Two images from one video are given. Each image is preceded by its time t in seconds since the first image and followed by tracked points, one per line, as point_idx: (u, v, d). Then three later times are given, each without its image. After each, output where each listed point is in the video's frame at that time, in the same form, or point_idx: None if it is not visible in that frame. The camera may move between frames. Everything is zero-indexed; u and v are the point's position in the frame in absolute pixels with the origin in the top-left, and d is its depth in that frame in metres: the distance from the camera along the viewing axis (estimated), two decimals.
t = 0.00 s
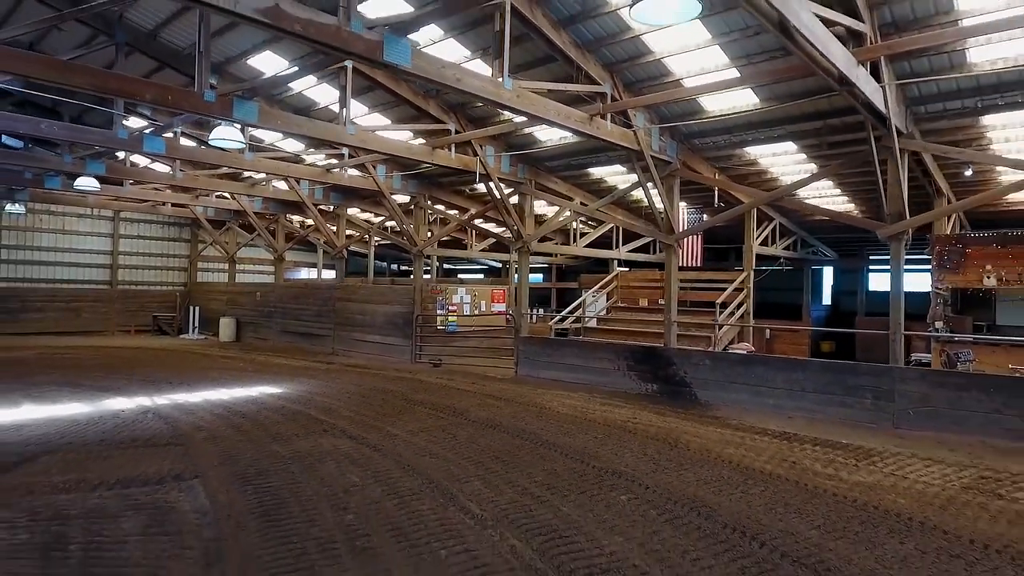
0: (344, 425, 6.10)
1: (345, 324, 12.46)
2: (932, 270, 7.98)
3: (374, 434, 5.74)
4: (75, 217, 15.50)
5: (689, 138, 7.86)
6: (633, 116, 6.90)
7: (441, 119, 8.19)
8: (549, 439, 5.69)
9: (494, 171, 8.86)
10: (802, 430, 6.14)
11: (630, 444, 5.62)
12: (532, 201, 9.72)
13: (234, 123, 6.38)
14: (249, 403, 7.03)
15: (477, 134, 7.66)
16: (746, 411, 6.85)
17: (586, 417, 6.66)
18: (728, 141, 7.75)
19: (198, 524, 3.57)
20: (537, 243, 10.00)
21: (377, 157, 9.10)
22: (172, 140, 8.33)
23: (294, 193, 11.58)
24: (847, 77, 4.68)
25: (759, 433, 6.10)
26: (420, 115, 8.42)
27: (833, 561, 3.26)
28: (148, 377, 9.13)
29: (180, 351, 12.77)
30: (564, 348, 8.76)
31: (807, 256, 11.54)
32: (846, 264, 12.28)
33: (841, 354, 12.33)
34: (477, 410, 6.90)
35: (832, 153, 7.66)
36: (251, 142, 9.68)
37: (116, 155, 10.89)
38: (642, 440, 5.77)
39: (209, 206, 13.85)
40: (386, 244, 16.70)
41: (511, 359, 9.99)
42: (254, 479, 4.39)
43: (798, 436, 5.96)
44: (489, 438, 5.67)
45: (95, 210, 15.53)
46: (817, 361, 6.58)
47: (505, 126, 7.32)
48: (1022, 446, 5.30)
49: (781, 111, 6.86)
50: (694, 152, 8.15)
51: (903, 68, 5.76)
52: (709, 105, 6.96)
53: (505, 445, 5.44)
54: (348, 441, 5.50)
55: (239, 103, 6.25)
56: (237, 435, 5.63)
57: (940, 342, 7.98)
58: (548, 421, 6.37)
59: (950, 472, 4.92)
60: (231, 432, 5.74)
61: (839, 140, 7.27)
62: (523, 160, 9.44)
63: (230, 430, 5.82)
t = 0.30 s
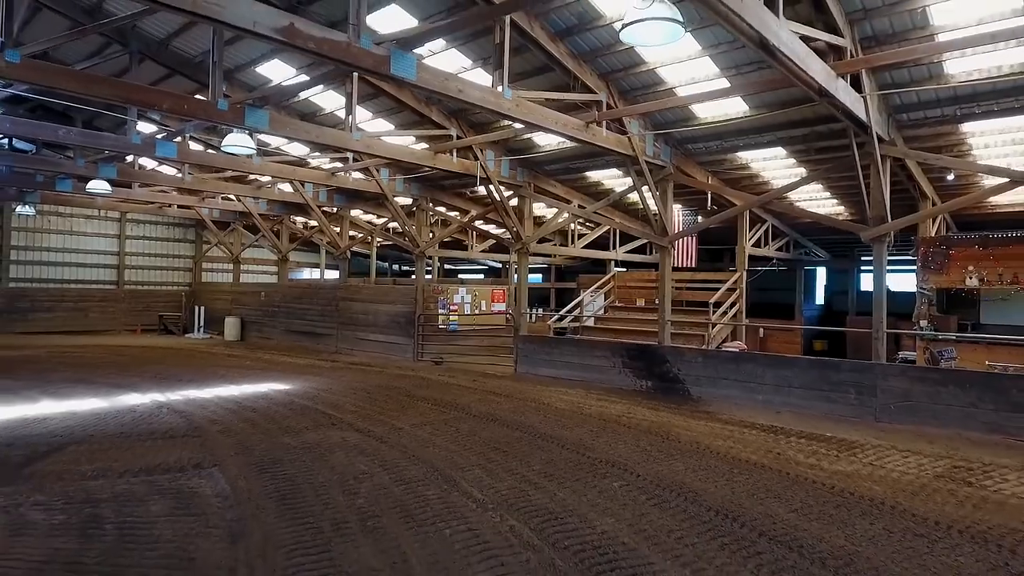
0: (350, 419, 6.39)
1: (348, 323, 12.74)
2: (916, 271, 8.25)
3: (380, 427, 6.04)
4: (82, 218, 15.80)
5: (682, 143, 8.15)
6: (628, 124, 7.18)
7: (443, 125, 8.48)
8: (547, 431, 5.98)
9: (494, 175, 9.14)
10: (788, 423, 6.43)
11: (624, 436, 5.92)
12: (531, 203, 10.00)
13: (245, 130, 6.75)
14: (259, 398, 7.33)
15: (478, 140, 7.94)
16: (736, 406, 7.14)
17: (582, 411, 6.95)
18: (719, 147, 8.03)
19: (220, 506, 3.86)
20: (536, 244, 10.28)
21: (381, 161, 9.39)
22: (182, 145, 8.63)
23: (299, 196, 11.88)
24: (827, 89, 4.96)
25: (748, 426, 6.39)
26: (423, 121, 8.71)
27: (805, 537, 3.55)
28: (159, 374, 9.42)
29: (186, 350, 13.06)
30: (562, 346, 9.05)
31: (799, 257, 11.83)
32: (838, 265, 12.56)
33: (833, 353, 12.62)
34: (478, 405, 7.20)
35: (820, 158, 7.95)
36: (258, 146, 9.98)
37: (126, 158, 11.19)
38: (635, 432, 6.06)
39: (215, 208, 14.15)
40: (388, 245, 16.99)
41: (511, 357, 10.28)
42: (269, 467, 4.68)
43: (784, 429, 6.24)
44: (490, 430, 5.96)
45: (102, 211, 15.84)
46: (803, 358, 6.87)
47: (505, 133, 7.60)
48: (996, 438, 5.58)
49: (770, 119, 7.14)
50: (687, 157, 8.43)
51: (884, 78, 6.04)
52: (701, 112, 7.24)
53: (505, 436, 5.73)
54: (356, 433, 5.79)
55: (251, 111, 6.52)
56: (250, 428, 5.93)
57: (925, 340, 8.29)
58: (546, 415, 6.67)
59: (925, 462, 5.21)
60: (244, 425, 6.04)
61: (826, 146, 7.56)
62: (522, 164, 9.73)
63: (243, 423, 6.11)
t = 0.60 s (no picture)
0: (357, 413, 6.67)
1: (352, 322, 13.03)
2: (902, 271, 8.52)
3: (387, 421, 6.32)
4: (89, 219, 16.10)
5: (676, 148, 8.43)
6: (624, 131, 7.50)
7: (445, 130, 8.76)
8: (545, 425, 6.26)
9: (494, 178, 9.43)
10: (776, 417, 6.71)
11: (618, 429, 6.20)
12: (530, 206, 10.28)
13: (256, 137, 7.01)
14: (268, 394, 7.61)
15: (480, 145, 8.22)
16: (726, 400, 7.43)
17: (579, 406, 7.24)
18: (711, 152, 8.31)
19: (239, 490, 4.14)
20: (535, 245, 10.55)
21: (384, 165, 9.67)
22: (193, 149, 8.91)
23: (303, 198, 12.15)
24: (809, 100, 5.25)
25: (737, 420, 6.66)
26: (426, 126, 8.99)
27: (783, 518, 3.83)
28: (168, 372, 9.69)
29: (193, 348, 13.33)
30: (560, 344, 9.34)
31: (792, 258, 12.09)
32: (831, 265, 12.82)
33: (825, 351, 12.90)
34: (478, 400, 7.47)
35: (808, 162, 8.23)
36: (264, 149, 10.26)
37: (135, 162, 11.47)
38: (630, 426, 6.34)
39: (220, 210, 14.45)
40: (390, 245, 17.27)
41: (511, 355, 10.57)
42: (283, 456, 4.97)
43: (771, 423, 6.52)
44: (490, 424, 6.24)
45: (109, 213, 16.13)
46: (791, 355, 7.15)
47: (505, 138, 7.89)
48: (971, 431, 5.87)
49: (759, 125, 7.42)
50: (681, 160, 8.71)
51: (867, 87, 6.31)
52: (694, 119, 7.53)
53: (505, 429, 6.02)
54: (363, 426, 6.08)
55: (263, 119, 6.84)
56: (262, 421, 6.21)
57: (911, 338, 8.57)
58: (544, 410, 6.96)
59: (903, 453, 5.49)
60: (256, 418, 6.33)
61: (814, 151, 7.83)
62: (522, 167, 10.01)
63: (255, 417, 6.41)
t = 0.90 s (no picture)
0: (362, 408, 6.95)
1: (354, 321, 13.31)
2: (889, 272, 8.79)
3: (391, 415, 6.60)
4: (96, 220, 16.40)
5: (670, 152, 8.71)
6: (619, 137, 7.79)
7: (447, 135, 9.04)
8: (543, 419, 6.54)
9: (494, 181, 9.72)
10: (765, 412, 6.99)
11: (613, 423, 6.49)
12: (529, 208, 10.56)
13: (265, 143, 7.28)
14: (276, 390, 7.89)
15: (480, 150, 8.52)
16: (718, 396, 7.71)
17: (576, 402, 7.51)
18: (704, 156, 8.60)
19: (256, 477, 4.43)
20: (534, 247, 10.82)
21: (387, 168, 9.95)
22: (202, 153, 9.21)
23: (307, 200, 12.44)
24: (793, 110, 5.54)
25: (728, 414, 6.94)
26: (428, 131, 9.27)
27: (762, 502, 4.11)
28: (177, 370, 9.96)
29: (199, 347, 13.59)
30: (558, 343, 9.62)
31: (786, 258, 12.37)
32: (824, 266, 13.09)
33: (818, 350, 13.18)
34: (479, 396, 7.75)
35: (798, 166, 8.51)
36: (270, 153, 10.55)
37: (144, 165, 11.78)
38: (624, 420, 6.62)
39: (225, 211, 14.74)
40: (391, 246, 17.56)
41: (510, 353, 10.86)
42: (294, 447, 5.25)
43: (760, 417, 6.80)
44: (490, 418, 6.52)
45: (115, 214, 16.44)
46: (780, 353, 7.43)
47: (505, 143, 8.19)
48: (950, 424, 6.15)
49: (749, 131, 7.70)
50: (675, 164, 9.00)
51: (851, 95, 6.59)
52: (687, 125, 7.82)
53: (505, 423, 6.30)
54: (369, 420, 6.36)
55: (272, 126, 7.12)
56: (272, 415, 6.50)
57: (897, 336, 8.85)
58: (542, 405, 7.23)
59: (884, 445, 5.77)
60: (266, 413, 6.61)
61: (803, 156, 8.11)
62: (521, 171, 10.29)
63: (265, 411, 6.69)
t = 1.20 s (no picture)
0: (367, 403, 7.23)
1: (357, 320, 13.60)
2: (877, 272, 9.07)
3: (396, 410, 6.88)
4: (103, 221, 16.71)
5: (664, 156, 8.99)
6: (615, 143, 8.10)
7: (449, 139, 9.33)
8: (541, 413, 6.83)
9: (494, 184, 10.01)
10: (755, 407, 7.26)
11: (607, 417, 6.77)
12: (528, 210, 10.84)
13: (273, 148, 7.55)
14: (283, 386, 8.17)
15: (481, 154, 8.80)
16: (710, 392, 7.99)
17: (573, 397, 7.79)
18: (697, 160, 8.88)
19: (270, 466, 4.70)
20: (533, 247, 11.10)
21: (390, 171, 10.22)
22: (211, 157, 9.50)
23: (311, 202, 12.72)
24: (779, 118, 5.82)
25: (719, 409, 7.22)
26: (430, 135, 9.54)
27: (745, 488, 4.39)
28: (185, 367, 10.23)
29: (205, 346, 13.85)
30: (557, 340, 9.90)
31: (779, 259, 12.63)
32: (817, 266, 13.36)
33: (811, 348, 13.46)
34: (479, 392, 8.03)
35: (788, 170, 8.78)
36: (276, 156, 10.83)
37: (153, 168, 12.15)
38: (618, 415, 6.90)
39: (230, 212, 15.03)
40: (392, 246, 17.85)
41: (510, 351, 11.13)
42: (305, 439, 5.53)
43: (750, 412, 7.07)
44: (490, 412, 6.80)
45: (121, 215, 16.76)
46: (770, 351, 7.70)
47: (506, 148, 8.47)
48: (931, 418, 6.41)
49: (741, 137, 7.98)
50: (670, 168, 9.29)
51: (837, 103, 6.87)
52: (680, 131, 8.11)
53: (505, 417, 6.58)
54: (374, 414, 6.64)
55: (281, 131, 7.42)
56: (282, 409, 6.79)
57: (885, 335, 9.13)
58: (541, 400, 7.52)
59: (866, 438, 6.04)
60: (275, 407, 6.90)
61: (793, 160, 8.38)
62: (520, 174, 10.56)
63: (274, 406, 6.98)
